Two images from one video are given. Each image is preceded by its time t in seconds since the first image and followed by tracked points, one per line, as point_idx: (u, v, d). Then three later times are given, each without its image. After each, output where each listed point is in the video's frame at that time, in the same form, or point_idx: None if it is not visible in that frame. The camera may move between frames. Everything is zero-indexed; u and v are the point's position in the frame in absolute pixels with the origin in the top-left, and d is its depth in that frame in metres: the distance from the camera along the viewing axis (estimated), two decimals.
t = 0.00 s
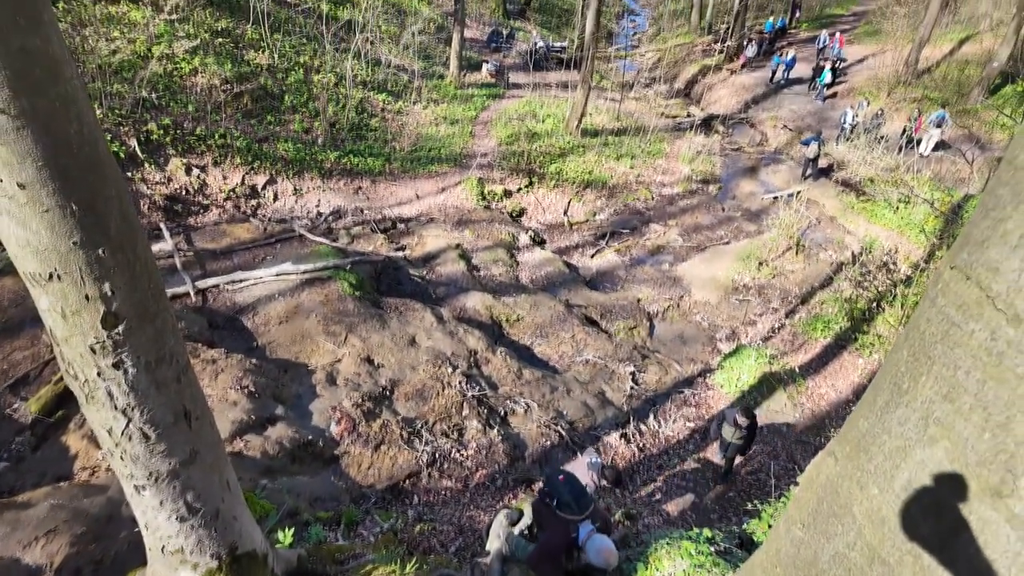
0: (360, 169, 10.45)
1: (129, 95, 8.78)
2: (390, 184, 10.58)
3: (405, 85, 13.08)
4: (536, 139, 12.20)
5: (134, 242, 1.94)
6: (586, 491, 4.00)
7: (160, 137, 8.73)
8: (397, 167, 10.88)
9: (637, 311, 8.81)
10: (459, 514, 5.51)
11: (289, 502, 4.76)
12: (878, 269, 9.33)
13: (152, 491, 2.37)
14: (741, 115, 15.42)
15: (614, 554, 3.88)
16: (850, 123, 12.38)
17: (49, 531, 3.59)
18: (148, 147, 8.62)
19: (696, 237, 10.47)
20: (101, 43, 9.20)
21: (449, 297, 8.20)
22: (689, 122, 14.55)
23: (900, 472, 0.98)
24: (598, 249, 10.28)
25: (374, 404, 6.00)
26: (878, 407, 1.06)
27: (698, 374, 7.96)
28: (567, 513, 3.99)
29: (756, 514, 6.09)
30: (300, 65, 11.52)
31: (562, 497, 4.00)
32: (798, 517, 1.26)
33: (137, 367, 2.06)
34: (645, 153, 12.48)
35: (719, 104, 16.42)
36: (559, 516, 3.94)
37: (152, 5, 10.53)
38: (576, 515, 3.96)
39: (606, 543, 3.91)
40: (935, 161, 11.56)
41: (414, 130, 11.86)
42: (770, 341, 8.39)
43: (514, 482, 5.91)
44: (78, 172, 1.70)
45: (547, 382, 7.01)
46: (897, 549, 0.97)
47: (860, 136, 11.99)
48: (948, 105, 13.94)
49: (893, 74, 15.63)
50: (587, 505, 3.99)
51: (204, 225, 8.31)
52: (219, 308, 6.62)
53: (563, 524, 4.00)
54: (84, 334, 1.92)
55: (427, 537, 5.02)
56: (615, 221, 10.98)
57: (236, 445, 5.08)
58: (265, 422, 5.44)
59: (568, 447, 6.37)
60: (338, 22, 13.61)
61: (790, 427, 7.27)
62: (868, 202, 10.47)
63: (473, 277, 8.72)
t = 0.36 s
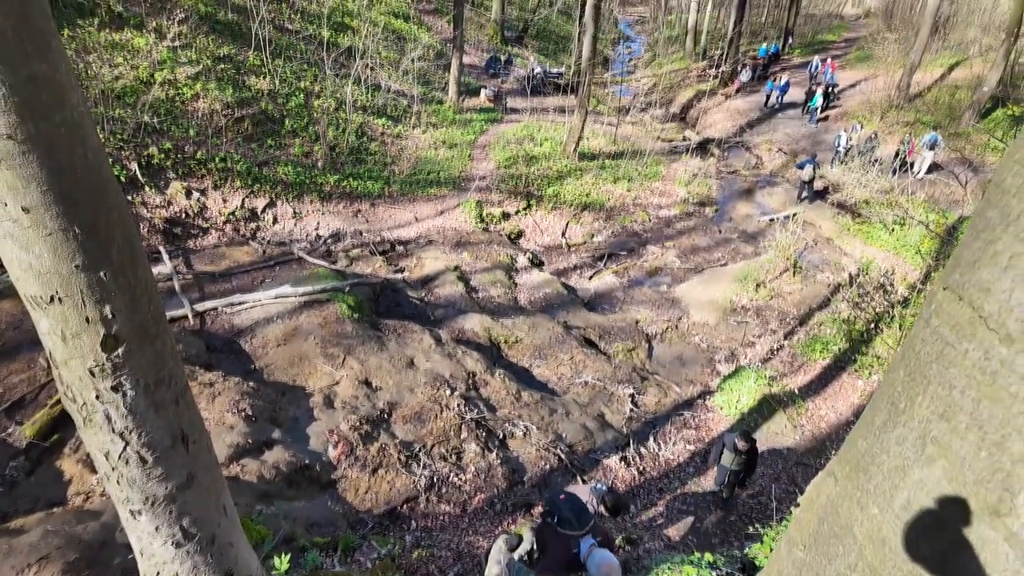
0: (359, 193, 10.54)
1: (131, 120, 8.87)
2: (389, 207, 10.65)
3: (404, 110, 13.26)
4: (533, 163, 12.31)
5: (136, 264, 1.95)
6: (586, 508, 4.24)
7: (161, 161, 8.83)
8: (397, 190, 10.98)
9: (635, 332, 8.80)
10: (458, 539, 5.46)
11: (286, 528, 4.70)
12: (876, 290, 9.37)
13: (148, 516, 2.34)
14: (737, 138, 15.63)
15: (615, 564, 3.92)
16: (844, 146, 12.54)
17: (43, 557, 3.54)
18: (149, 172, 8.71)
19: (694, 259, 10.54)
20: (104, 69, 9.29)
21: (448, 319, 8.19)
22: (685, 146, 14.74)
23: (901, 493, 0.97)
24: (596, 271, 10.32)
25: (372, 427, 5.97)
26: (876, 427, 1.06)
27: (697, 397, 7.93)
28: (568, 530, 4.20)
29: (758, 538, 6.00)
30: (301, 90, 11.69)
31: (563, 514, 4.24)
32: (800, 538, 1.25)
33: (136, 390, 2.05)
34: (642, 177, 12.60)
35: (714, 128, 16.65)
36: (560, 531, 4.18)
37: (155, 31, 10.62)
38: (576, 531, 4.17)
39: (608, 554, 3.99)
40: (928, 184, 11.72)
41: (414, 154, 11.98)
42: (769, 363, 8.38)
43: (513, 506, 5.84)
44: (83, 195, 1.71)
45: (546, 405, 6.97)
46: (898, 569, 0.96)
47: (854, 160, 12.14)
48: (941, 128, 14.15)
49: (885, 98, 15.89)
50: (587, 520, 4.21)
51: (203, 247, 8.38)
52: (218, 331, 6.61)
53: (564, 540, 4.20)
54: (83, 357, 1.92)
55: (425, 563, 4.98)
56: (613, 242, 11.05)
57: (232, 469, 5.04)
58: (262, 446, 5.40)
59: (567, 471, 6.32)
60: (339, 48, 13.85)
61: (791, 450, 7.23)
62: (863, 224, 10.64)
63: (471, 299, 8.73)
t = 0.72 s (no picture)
0: (359, 216, 10.62)
1: (133, 144, 8.95)
2: (389, 230, 10.73)
3: (404, 135, 13.43)
4: (532, 186, 12.43)
5: (137, 287, 1.96)
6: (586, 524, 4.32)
7: (163, 185, 8.93)
8: (396, 213, 11.07)
9: (635, 354, 8.78)
10: (456, 566, 5.38)
11: (283, 554, 4.65)
12: (874, 311, 9.41)
13: (144, 542, 2.31)
14: (733, 162, 15.82)
15: None
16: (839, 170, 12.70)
17: None
18: (150, 196, 8.76)
19: (692, 281, 10.59)
20: (108, 94, 9.41)
21: (446, 341, 8.18)
22: (681, 169, 14.91)
23: (900, 512, 0.97)
24: (595, 292, 10.34)
25: (369, 451, 5.92)
26: (875, 447, 1.07)
27: (697, 420, 7.88)
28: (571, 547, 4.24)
29: (760, 563, 5.96)
30: (302, 115, 11.85)
31: (563, 531, 4.32)
32: (801, 561, 1.25)
33: (135, 414, 2.04)
34: (639, 200, 12.72)
35: (710, 152, 16.87)
36: (561, 547, 4.23)
37: (159, 58, 10.78)
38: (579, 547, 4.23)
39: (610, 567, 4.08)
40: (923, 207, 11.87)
41: (413, 179, 12.11)
42: (768, 385, 8.37)
43: (513, 532, 5.77)
44: (89, 219, 1.74)
45: (546, 428, 6.93)
46: None
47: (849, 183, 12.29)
48: (934, 152, 14.35)
49: (878, 123, 16.13)
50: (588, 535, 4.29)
51: (202, 271, 8.28)
52: (215, 354, 6.59)
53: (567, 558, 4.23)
54: (83, 380, 1.92)
55: None
56: (612, 265, 11.11)
57: (229, 493, 4.98)
58: (259, 470, 5.35)
59: (567, 495, 6.24)
60: (340, 75, 14.09)
61: (792, 474, 7.17)
62: (859, 247, 10.76)
63: (470, 321, 8.74)
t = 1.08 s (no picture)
0: (359, 237, 10.68)
1: (135, 167, 9.02)
2: (389, 251, 10.78)
3: (404, 158, 13.55)
4: (531, 208, 12.50)
5: (139, 308, 1.96)
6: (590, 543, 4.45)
7: (163, 208, 8.95)
8: (395, 234, 11.12)
9: (635, 375, 8.73)
10: None
11: None
12: (873, 333, 9.43)
13: (140, 567, 2.28)
14: (730, 184, 15.96)
15: None
16: (836, 192, 12.84)
17: None
18: (151, 218, 8.82)
19: (691, 302, 10.61)
20: (111, 118, 9.51)
21: (445, 363, 8.15)
22: (679, 192, 15.04)
23: (900, 532, 0.97)
24: (594, 313, 10.34)
25: (367, 474, 5.85)
26: (874, 467, 1.07)
27: (698, 442, 7.82)
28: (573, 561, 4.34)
29: None
30: (303, 137, 11.98)
31: (568, 547, 4.42)
32: None
33: (133, 436, 2.03)
34: (637, 221, 12.79)
35: (707, 174, 17.04)
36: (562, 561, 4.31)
37: (162, 82, 10.91)
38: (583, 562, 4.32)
39: None
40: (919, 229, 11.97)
41: (414, 201, 12.20)
42: (768, 407, 8.34)
43: (512, 557, 5.68)
44: (93, 241, 1.75)
45: (546, 450, 6.87)
46: None
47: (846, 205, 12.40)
48: (929, 174, 14.50)
49: (873, 145, 16.32)
50: (591, 553, 4.40)
51: (201, 292, 8.52)
52: (213, 377, 6.56)
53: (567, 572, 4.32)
54: (83, 401, 1.91)
55: None
56: (611, 285, 11.14)
57: (225, 517, 4.91)
58: (255, 494, 5.29)
59: (567, 518, 6.15)
60: (341, 98, 14.27)
61: (794, 496, 7.12)
62: (858, 267, 10.84)
63: (469, 342, 8.74)
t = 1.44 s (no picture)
0: (359, 259, 10.73)
1: (136, 190, 9.08)
2: (387, 272, 10.82)
3: (404, 180, 13.68)
4: (529, 230, 12.59)
5: (139, 330, 1.96)
6: None
7: (164, 230, 9.00)
8: (395, 256, 11.18)
9: (634, 398, 8.70)
10: None
11: None
12: (873, 354, 9.42)
13: None
14: (727, 206, 16.11)
15: None
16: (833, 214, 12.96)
17: None
18: (151, 240, 8.85)
19: (690, 323, 10.62)
20: (114, 142, 9.60)
21: (444, 385, 8.12)
22: (677, 214, 15.16)
23: (901, 552, 0.96)
24: (593, 334, 10.33)
25: (365, 498, 5.78)
26: (873, 488, 1.06)
27: (699, 465, 7.75)
28: None
29: None
30: (304, 161, 12.11)
31: None
32: None
33: (131, 458, 2.02)
34: (636, 242, 12.86)
35: (704, 197, 17.20)
36: None
37: (165, 106, 11.05)
38: None
39: None
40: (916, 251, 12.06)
41: (413, 223, 12.29)
42: (769, 430, 8.29)
43: None
44: (95, 264, 1.76)
45: (546, 474, 6.82)
46: None
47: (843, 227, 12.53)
48: (925, 196, 14.64)
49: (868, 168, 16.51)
50: None
51: (201, 313, 8.46)
52: (211, 400, 6.49)
53: None
54: (81, 424, 1.91)
55: None
56: (610, 307, 11.15)
57: (221, 542, 4.84)
58: (252, 518, 5.22)
59: (566, 544, 6.08)
60: (342, 122, 14.45)
61: (797, 520, 7.04)
62: (856, 289, 10.88)
63: (468, 364, 8.71)
